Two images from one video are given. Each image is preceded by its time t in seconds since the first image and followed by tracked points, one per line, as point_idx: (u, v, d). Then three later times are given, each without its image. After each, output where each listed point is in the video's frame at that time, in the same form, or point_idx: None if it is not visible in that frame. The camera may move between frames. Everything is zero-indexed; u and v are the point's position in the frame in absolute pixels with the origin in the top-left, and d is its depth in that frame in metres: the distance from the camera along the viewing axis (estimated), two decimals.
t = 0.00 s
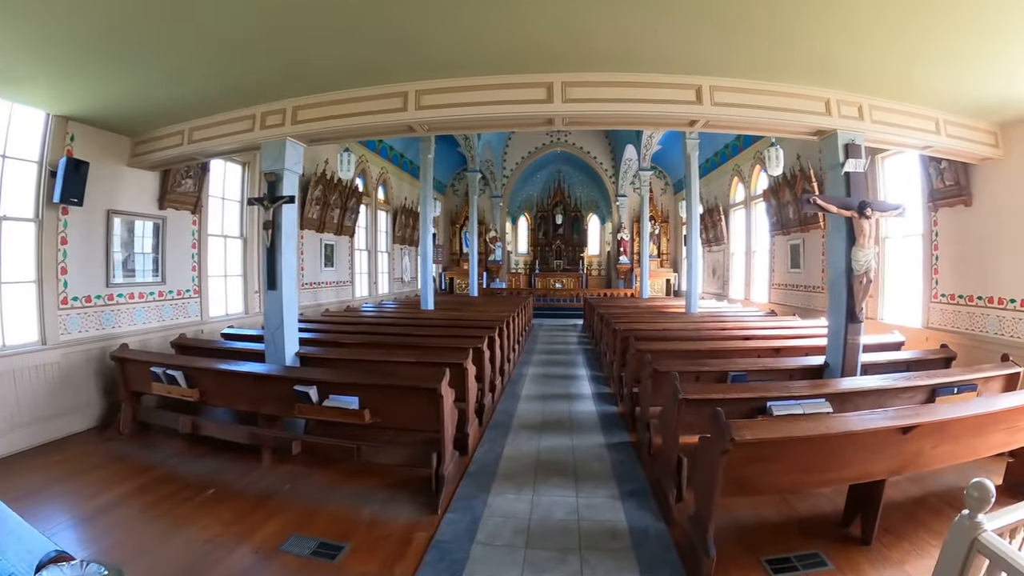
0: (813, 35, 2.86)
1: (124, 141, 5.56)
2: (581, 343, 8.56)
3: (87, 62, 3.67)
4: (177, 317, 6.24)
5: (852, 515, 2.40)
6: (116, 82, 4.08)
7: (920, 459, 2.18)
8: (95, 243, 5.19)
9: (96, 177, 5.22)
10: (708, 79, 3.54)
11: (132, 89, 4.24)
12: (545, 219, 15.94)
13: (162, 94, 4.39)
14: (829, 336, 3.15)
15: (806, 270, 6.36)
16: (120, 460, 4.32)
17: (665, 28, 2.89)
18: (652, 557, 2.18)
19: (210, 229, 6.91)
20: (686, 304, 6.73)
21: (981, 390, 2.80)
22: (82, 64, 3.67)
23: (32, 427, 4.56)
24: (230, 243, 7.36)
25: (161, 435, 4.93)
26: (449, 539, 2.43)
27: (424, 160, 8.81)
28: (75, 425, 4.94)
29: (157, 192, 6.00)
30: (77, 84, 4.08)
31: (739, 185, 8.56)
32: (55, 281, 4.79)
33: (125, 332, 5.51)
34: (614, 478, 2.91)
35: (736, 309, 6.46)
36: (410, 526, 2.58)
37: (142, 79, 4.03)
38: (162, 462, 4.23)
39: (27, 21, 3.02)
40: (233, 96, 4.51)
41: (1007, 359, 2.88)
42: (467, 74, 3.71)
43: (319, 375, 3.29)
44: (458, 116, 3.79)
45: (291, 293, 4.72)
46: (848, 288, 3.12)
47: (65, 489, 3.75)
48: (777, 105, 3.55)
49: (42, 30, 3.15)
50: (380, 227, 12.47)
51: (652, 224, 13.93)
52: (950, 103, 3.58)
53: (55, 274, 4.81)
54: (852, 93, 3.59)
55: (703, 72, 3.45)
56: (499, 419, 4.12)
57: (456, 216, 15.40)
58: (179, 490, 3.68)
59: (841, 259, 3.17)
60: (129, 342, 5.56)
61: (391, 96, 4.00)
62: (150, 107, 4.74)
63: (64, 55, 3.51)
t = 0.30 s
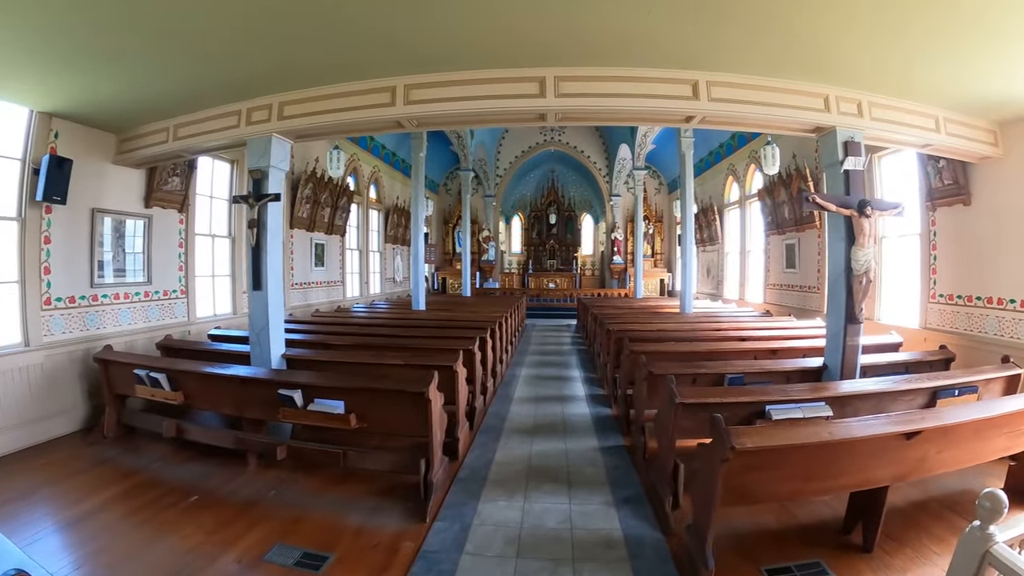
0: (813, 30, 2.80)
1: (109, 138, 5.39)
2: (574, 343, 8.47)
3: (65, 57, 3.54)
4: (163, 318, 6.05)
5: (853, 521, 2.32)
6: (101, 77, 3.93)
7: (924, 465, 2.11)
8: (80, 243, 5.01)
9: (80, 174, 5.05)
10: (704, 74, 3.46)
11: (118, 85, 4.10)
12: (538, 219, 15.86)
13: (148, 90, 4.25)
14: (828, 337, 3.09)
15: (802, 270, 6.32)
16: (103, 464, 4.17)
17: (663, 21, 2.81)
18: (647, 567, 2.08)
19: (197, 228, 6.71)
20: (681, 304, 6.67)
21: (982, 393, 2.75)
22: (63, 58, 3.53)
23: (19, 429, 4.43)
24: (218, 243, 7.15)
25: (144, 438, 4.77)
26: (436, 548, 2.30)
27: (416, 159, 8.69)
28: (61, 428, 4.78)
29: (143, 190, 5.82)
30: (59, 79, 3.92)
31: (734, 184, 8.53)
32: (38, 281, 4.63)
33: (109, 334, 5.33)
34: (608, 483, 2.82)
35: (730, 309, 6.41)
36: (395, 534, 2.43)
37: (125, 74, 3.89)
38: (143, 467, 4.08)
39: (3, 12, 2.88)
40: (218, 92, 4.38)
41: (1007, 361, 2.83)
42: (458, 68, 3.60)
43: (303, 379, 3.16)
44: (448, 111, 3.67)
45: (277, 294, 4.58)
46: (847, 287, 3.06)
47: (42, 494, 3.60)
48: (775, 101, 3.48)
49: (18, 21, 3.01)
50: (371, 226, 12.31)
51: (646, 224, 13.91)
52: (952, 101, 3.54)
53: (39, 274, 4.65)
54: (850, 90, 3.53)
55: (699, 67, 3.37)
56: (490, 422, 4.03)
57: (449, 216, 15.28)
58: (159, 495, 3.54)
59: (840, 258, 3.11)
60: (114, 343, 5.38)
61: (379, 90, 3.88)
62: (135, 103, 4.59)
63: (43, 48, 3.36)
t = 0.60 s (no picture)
0: (818, 23, 2.72)
1: (94, 133, 5.21)
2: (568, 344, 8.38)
3: (43, 50, 3.39)
4: (150, 318, 5.86)
5: (860, 527, 2.25)
6: (82, 70, 3.77)
7: (932, 470, 2.05)
8: (62, 241, 4.82)
9: (63, 171, 4.86)
10: (705, 67, 3.36)
11: (101, 78, 3.94)
12: (532, 219, 15.76)
13: (136, 84, 4.10)
14: (829, 338, 3.03)
15: (800, 269, 6.28)
16: (85, 468, 4.02)
17: (665, 13, 2.72)
18: None
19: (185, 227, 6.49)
20: (677, 304, 6.61)
21: (985, 394, 2.71)
22: (44, 51, 3.38)
23: (5, 432, 4.29)
24: (207, 241, 6.95)
25: (128, 442, 4.61)
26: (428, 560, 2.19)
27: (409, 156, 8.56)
28: (47, 431, 4.63)
29: (130, 188, 5.62)
30: (40, 72, 3.76)
31: (730, 184, 8.50)
32: (20, 280, 4.47)
33: (94, 335, 5.14)
34: (606, 490, 2.73)
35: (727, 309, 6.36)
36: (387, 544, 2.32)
37: (107, 67, 3.73)
38: (125, 472, 3.93)
39: None
40: (203, 85, 4.23)
41: (1010, 361, 2.79)
42: (451, 61, 3.48)
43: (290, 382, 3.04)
44: (441, 105, 3.56)
45: (264, 293, 4.45)
46: (850, 286, 3.01)
47: (17, 502, 3.44)
48: (777, 95, 3.39)
49: None
50: (364, 225, 12.15)
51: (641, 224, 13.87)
52: (956, 97, 3.48)
53: (21, 273, 4.48)
54: (853, 85, 3.47)
55: (701, 60, 3.28)
56: (484, 425, 3.93)
57: (442, 215, 15.15)
58: (140, 503, 3.40)
59: (842, 257, 3.05)
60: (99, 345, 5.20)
61: (369, 83, 3.76)
62: (121, 97, 4.42)
63: (21, 40, 3.21)
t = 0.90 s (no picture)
0: (825, 17, 2.64)
1: (78, 130, 5.02)
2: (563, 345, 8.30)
3: (16, 41, 3.22)
4: (136, 321, 5.65)
5: (869, 536, 2.18)
6: (58, 62, 3.60)
7: (944, 479, 1.98)
8: (47, 244, 4.66)
9: (44, 168, 4.67)
10: (708, 60, 3.26)
11: (80, 72, 3.77)
12: (527, 218, 15.66)
13: (119, 78, 3.94)
14: (835, 340, 2.95)
15: (798, 270, 6.24)
16: (65, 477, 3.86)
17: (668, 4, 2.61)
18: None
19: (171, 227, 6.26)
20: (674, 305, 6.55)
21: (993, 398, 2.65)
22: (19, 43, 3.22)
23: None
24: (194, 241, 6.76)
25: (111, 448, 4.44)
26: None
27: (402, 155, 8.42)
28: (29, 437, 4.48)
29: (114, 185, 5.40)
30: (17, 65, 3.60)
31: (726, 184, 8.47)
32: None
33: (78, 338, 4.95)
34: (606, 499, 2.63)
35: (724, 311, 6.30)
36: (378, 556, 2.20)
37: (83, 60, 3.56)
38: (107, 481, 3.77)
39: None
40: (188, 78, 4.08)
41: (1017, 364, 2.74)
42: (444, 53, 3.37)
43: (275, 388, 2.92)
44: (434, 100, 3.45)
45: (250, 295, 4.31)
46: (855, 287, 2.94)
47: None
48: (781, 91, 3.30)
49: None
50: (356, 224, 11.98)
51: (636, 224, 13.83)
52: (961, 94, 3.43)
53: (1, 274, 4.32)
54: (859, 81, 3.39)
55: (703, 54, 3.18)
56: (479, 430, 3.82)
57: (436, 215, 15.00)
58: (121, 514, 3.25)
59: (848, 258, 2.99)
60: (83, 348, 4.99)
61: (359, 76, 3.63)
62: (106, 92, 4.24)
63: None
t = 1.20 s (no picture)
0: (831, 9, 2.55)
1: (62, 127, 4.85)
2: (558, 346, 8.22)
3: None
4: (122, 322, 5.47)
5: (877, 545, 2.10)
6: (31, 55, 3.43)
7: (954, 486, 1.90)
8: (28, 240, 4.47)
9: (27, 166, 4.50)
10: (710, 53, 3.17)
11: (56, 65, 3.61)
12: (521, 218, 15.57)
13: (101, 72, 3.78)
14: (838, 341, 2.90)
15: (795, 270, 6.20)
16: (47, 484, 3.70)
17: None
18: None
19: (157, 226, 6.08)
20: (670, 305, 6.49)
21: (998, 401, 2.59)
22: None
23: None
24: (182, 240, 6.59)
25: (94, 454, 4.28)
26: None
27: (396, 153, 8.30)
28: (12, 443, 4.32)
29: (100, 183, 5.22)
30: None
31: (723, 183, 8.44)
32: None
33: (62, 340, 4.76)
34: (604, 508, 2.54)
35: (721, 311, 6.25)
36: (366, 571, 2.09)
37: (58, 52, 3.40)
38: (88, 489, 3.61)
39: None
40: (169, 72, 3.92)
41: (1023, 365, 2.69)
42: (437, 45, 3.25)
43: (260, 394, 2.80)
44: (426, 93, 3.33)
45: (235, 296, 4.18)
46: (860, 288, 2.88)
47: None
48: (783, 86, 3.22)
49: None
50: (348, 224, 11.82)
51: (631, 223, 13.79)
52: (965, 91, 3.37)
53: None
54: (863, 77, 3.32)
55: (705, 46, 3.08)
56: (472, 435, 3.72)
57: (429, 214, 14.87)
58: (101, 524, 3.10)
59: (852, 258, 2.93)
60: (66, 351, 4.81)
61: (348, 68, 3.51)
62: (88, 87, 4.08)
63: None
